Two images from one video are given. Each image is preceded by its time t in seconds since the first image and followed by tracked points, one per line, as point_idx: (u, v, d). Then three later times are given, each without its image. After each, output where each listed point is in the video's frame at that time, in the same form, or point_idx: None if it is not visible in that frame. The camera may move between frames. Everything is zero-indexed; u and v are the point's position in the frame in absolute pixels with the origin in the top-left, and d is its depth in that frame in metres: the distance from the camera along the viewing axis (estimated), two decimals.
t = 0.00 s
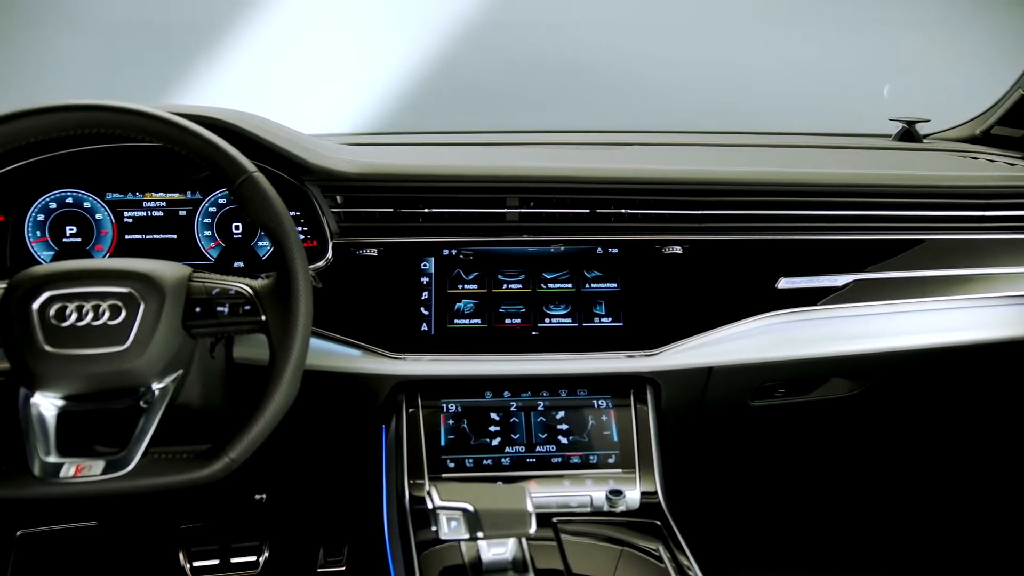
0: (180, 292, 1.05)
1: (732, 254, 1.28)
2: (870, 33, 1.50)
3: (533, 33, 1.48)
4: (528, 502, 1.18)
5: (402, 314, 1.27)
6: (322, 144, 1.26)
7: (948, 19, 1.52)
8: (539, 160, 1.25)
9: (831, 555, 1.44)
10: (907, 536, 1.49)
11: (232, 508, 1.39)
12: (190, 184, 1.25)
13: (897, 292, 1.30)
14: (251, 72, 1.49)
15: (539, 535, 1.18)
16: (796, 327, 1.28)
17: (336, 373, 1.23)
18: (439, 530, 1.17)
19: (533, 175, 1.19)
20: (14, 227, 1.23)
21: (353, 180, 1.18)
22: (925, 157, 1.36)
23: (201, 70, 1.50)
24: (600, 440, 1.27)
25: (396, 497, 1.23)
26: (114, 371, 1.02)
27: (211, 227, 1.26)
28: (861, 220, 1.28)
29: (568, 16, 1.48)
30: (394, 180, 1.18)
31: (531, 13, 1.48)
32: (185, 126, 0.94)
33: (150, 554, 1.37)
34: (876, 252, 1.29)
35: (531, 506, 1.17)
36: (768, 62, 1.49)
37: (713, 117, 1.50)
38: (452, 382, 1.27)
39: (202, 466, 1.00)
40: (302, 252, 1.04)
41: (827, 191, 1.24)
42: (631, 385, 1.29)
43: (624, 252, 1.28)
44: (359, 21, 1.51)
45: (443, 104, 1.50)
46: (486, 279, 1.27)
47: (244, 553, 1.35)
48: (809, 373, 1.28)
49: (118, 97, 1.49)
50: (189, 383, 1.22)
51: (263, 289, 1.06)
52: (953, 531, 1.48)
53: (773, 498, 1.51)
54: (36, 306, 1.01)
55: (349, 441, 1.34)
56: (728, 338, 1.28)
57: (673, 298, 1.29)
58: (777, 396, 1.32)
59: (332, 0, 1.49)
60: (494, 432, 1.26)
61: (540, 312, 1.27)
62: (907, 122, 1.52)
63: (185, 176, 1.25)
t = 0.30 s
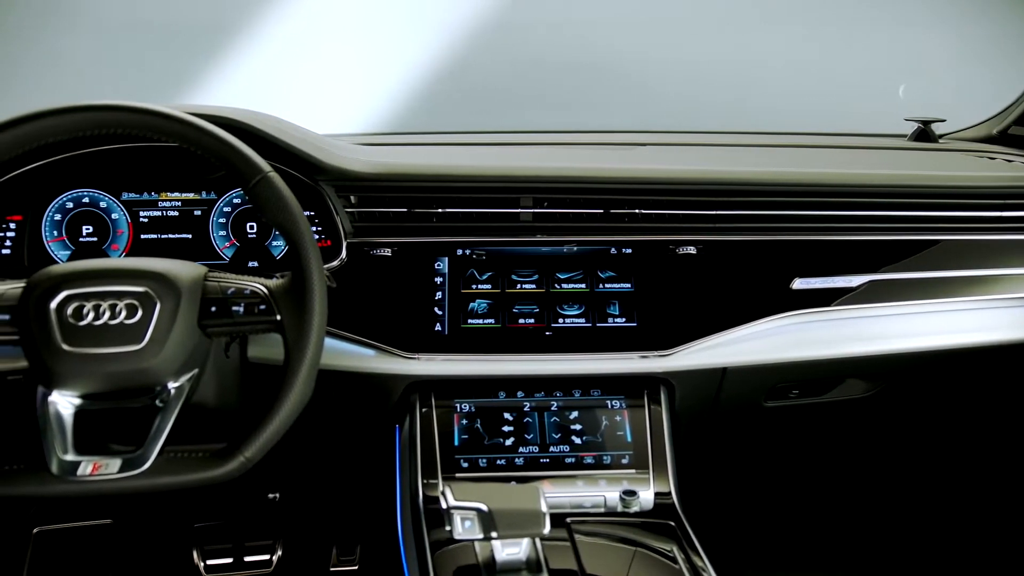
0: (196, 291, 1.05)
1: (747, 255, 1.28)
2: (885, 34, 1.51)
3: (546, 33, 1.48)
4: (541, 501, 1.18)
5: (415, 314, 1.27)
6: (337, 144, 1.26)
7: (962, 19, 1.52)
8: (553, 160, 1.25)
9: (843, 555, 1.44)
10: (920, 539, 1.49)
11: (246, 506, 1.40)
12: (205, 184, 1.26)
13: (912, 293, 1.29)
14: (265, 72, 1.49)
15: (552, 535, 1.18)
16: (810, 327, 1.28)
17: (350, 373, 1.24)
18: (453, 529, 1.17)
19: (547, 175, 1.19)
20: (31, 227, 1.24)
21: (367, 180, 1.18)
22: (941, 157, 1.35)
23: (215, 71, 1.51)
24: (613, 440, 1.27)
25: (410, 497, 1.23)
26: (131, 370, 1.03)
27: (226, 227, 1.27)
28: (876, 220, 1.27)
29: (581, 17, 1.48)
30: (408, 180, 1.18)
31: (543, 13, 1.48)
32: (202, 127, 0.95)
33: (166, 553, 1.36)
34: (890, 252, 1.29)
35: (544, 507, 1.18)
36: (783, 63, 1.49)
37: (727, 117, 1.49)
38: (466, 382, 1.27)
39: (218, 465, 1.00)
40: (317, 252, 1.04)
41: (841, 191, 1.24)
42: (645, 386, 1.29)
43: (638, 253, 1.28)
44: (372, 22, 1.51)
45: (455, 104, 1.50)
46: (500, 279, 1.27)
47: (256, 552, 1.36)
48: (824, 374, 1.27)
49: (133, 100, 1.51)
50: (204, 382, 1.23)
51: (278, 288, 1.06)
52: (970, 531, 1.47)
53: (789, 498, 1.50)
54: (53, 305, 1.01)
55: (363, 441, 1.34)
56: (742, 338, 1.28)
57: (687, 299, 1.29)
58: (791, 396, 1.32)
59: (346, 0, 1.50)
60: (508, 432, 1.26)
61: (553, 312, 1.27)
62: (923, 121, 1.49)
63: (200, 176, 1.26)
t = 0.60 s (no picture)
0: (214, 291, 1.06)
1: (764, 256, 1.28)
2: (903, 34, 1.50)
3: (562, 33, 1.48)
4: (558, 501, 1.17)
5: (432, 314, 1.27)
6: (353, 144, 1.26)
7: (981, 19, 1.51)
8: (570, 160, 1.25)
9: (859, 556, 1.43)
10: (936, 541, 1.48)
11: (262, 504, 1.39)
12: (223, 184, 1.26)
13: (930, 294, 1.29)
14: (281, 72, 1.50)
15: (569, 535, 1.19)
16: (828, 328, 1.27)
17: (367, 372, 1.24)
18: (470, 529, 1.17)
19: (564, 175, 1.19)
20: (52, 226, 1.25)
21: (384, 179, 1.19)
22: (961, 157, 1.34)
23: (231, 72, 1.51)
24: (630, 440, 1.27)
25: (426, 496, 1.23)
26: (151, 368, 1.03)
27: (244, 226, 1.27)
28: (893, 220, 1.27)
29: (596, 17, 1.47)
30: (425, 180, 1.19)
31: (559, 13, 1.47)
32: (220, 126, 0.95)
33: (182, 551, 1.39)
34: (908, 253, 1.28)
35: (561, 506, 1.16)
36: (800, 63, 1.48)
37: (743, 118, 1.49)
38: (482, 382, 1.27)
39: (236, 464, 1.00)
40: (335, 252, 1.04)
41: (860, 192, 1.23)
42: (662, 386, 1.29)
43: (655, 253, 1.28)
44: (388, 22, 1.51)
45: (470, 103, 1.49)
46: (516, 279, 1.27)
47: (272, 550, 1.37)
48: (842, 376, 1.27)
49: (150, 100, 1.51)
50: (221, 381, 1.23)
51: (296, 288, 1.06)
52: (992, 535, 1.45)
53: (807, 501, 1.48)
54: (74, 304, 1.02)
55: (379, 441, 1.34)
56: (759, 339, 1.27)
57: (703, 299, 1.29)
58: (808, 398, 1.31)
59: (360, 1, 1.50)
60: (524, 432, 1.26)
61: (570, 312, 1.27)
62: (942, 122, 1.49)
63: (218, 175, 1.26)
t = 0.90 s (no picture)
0: (234, 290, 1.07)
1: (782, 257, 1.27)
2: (921, 33, 1.49)
3: (578, 33, 1.48)
4: (576, 502, 1.19)
5: (449, 314, 1.27)
6: (370, 143, 1.27)
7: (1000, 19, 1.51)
8: (587, 160, 1.25)
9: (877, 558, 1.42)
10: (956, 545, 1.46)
11: (278, 503, 1.40)
12: (242, 184, 1.27)
13: (949, 295, 1.28)
14: (297, 73, 1.51)
15: (586, 536, 1.18)
16: (845, 329, 1.27)
17: (385, 372, 1.24)
18: (488, 529, 1.17)
19: (582, 175, 1.19)
20: (73, 225, 1.26)
21: (400, 179, 1.19)
22: (981, 157, 1.33)
23: (247, 72, 1.51)
24: (647, 441, 1.27)
25: (443, 496, 1.23)
26: (171, 367, 1.03)
27: (262, 226, 1.28)
28: (913, 221, 1.26)
29: (613, 17, 1.47)
30: (441, 180, 1.19)
31: (576, 13, 1.47)
32: (239, 126, 0.95)
33: (199, 550, 1.39)
34: (927, 254, 1.27)
35: (579, 507, 1.18)
36: (818, 62, 1.47)
37: (761, 118, 1.49)
38: (500, 382, 1.27)
39: (255, 462, 1.00)
40: (353, 251, 1.04)
41: (879, 192, 1.22)
42: (679, 387, 1.29)
43: (672, 253, 1.28)
44: (403, 23, 1.51)
45: (485, 104, 1.49)
46: (533, 279, 1.27)
47: (289, 548, 1.38)
48: (860, 377, 1.26)
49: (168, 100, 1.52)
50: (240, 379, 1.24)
51: (316, 288, 1.06)
52: None
53: (824, 501, 1.48)
54: (95, 303, 1.03)
55: (396, 440, 1.35)
56: (777, 339, 1.27)
57: (721, 300, 1.28)
58: (826, 399, 1.31)
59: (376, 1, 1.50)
60: (541, 432, 1.26)
61: (587, 312, 1.27)
62: (962, 121, 1.46)
63: (236, 175, 1.27)
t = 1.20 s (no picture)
0: (255, 289, 1.07)
1: (803, 257, 1.27)
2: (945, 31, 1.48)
3: (596, 33, 1.47)
4: (596, 503, 1.19)
5: (468, 313, 1.27)
6: (389, 143, 1.27)
7: None
8: (607, 160, 1.25)
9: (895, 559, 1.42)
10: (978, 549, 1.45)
11: (297, 502, 1.41)
12: (263, 184, 1.28)
13: (972, 296, 1.27)
14: (314, 73, 1.51)
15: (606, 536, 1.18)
16: (866, 330, 1.26)
17: (405, 371, 1.24)
18: (508, 529, 1.17)
19: (601, 174, 1.19)
20: (96, 224, 1.27)
21: (420, 179, 1.20)
22: (1006, 157, 1.32)
23: (264, 72, 1.52)
24: (666, 442, 1.26)
25: (462, 495, 1.23)
26: (193, 366, 1.03)
27: (283, 225, 1.28)
28: (936, 222, 1.25)
29: (632, 16, 1.47)
30: (461, 180, 1.20)
31: (593, 12, 1.46)
32: (262, 126, 0.95)
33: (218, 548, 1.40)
34: (950, 254, 1.26)
35: (598, 507, 1.18)
36: (839, 61, 1.46)
37: (781, 118, 1.48)
38: (519, 382, 1.27)
39: (276, 461, 1.00)
40: (374, 250, 1.04)
41: (901, 193, 1.22)
42: (699, 388, 1.28)
43: (692, 253, 1.27)
44: (419, 22, 1.51)
45: (502, 105, 1.49)
46: (553, 279, 1.27)
47: (307, 547, 1.38)
48: (881, 379, 1.25)
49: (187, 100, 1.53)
50: (261, 378, 1.25)
51: (336, 287, 1.06)
52: None
53: (837, 502, 1.47)
54: (120, 301, 1.03)
55: (415, 439, 1.35)
56: (797, 340, 1.26)
57: (740, 301, 1.28)
58: (847, 401, 1.30)
59: None
60: (560, 432, 1.26)
61: (606, 312, 1.27)
62: (985, 121, 1.44)
63: (256, 175, 1.28)
